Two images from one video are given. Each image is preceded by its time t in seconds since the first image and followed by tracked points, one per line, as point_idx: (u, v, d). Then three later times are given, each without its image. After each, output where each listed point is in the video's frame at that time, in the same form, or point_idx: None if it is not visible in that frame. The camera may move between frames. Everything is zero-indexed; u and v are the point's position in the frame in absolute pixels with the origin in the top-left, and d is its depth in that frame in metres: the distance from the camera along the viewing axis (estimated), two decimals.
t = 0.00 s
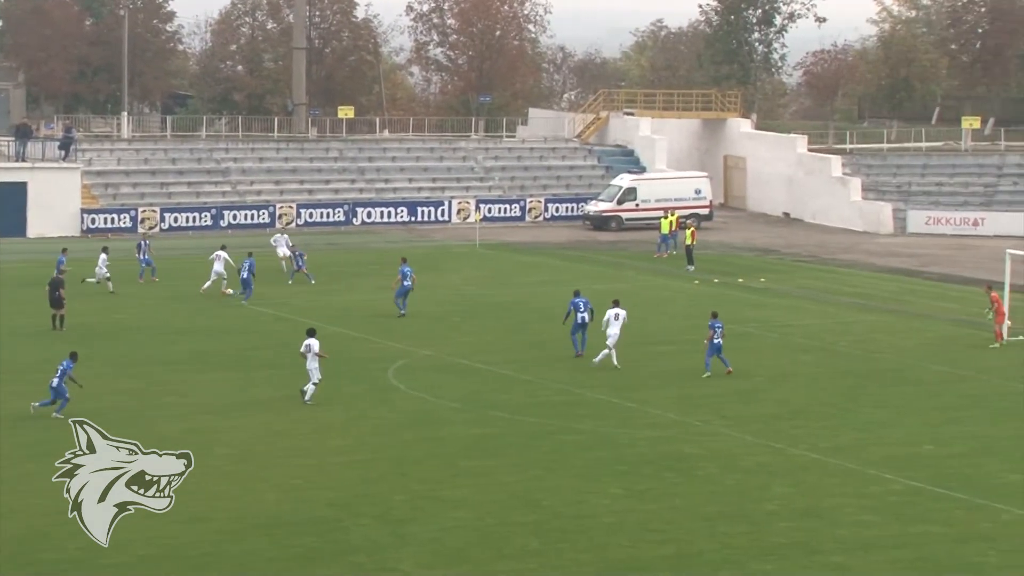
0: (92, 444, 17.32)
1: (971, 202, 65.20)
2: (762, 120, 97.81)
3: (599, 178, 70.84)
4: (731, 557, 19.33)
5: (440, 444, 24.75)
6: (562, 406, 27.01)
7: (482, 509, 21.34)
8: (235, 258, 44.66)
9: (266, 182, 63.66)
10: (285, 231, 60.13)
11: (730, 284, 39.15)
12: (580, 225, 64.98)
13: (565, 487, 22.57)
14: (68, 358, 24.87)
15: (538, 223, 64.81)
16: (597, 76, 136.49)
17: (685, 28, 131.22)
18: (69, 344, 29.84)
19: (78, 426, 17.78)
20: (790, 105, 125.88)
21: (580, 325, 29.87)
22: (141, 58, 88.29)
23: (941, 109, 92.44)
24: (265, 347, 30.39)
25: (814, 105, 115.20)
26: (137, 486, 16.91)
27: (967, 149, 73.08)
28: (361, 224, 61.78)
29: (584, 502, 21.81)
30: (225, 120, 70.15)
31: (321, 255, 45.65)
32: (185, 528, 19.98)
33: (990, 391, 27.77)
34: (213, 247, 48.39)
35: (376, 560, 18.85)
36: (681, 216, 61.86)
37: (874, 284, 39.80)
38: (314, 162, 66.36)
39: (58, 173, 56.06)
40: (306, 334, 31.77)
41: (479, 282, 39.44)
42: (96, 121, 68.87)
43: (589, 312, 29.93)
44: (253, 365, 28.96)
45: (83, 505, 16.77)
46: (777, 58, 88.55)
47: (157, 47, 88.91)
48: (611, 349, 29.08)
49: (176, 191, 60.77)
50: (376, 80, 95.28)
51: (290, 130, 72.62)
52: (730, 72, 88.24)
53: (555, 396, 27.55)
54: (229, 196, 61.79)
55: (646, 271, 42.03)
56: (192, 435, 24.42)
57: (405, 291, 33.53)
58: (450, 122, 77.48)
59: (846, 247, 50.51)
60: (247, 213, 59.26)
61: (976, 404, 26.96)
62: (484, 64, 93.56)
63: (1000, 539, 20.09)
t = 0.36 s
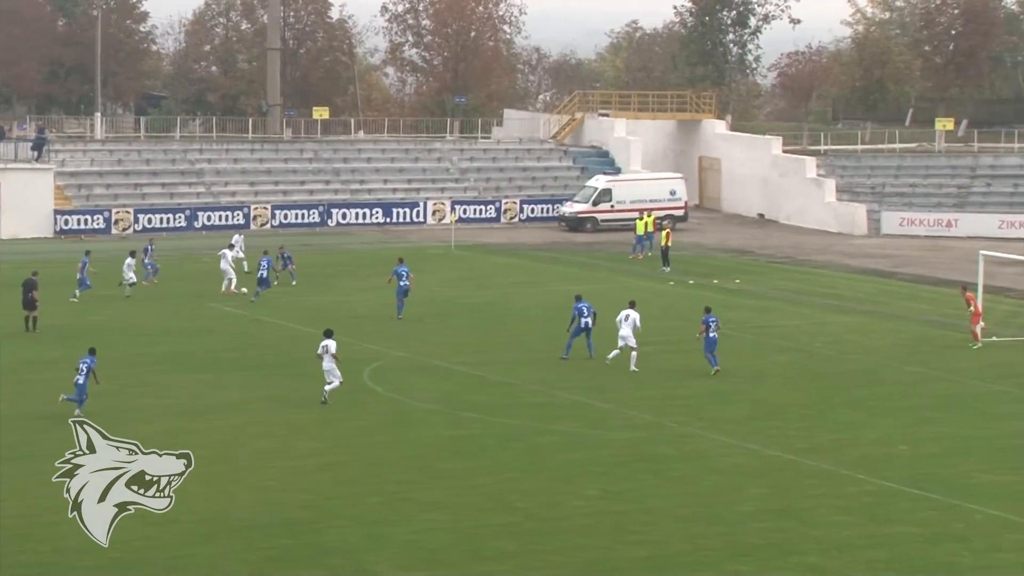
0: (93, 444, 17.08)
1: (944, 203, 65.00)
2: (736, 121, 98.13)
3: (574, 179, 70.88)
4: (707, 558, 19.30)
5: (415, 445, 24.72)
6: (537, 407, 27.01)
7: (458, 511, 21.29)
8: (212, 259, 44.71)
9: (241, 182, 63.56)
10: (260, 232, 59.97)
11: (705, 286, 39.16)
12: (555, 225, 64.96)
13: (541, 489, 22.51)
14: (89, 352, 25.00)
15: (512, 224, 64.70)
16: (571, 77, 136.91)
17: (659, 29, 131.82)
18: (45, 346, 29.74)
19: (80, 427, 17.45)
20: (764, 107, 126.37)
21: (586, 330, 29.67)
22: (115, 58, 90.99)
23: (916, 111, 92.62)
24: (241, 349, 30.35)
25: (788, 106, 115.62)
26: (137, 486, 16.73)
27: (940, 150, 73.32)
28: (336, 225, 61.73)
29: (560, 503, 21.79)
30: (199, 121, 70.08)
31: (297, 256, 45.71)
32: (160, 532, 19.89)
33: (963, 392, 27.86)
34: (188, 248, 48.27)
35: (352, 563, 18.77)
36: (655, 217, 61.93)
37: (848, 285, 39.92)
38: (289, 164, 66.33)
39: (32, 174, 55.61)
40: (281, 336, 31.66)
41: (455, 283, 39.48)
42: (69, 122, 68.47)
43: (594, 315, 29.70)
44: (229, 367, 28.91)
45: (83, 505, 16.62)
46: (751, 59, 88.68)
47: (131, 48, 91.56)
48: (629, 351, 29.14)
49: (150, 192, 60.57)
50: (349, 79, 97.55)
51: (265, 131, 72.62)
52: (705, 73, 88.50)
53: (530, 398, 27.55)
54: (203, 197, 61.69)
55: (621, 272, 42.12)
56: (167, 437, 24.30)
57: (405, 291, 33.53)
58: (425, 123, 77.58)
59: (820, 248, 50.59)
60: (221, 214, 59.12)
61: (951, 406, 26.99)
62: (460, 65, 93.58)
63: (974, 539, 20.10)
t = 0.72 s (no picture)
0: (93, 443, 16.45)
1: (920, 203, 65.31)
2: (712, 122, 98.31)
3: (552, 179, 70.91)
4: (684, 559, 19.29)
5: (390, 445, 24.69)
6: (513, 408, 27.02)
7: (434, 512, 21.26)
8: (187, 260, 44.61)
9: (217, 183, 63.46)
10: (236, 233, 59.83)
11: (681, 287, 39.20)
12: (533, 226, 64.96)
13: (518, 489, 22.50)
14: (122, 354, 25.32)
15: (489, 225, 64.71)
16: (548, 78, 137.09)
17: (636, 30, 132.16)
18: (20, 348, 29.58)
19: (79, 424, 16.90)
20: (740, 108, 126.61)
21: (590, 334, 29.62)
22: (90, 58, 90.93)
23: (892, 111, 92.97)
24: (217, 350, 30.28)
25: (764, 107, 115.91)
26: (137, 486, 16.25)
27: (916, 151, 73.58)
28: (313, 226, 61.65)
29: (537, 504, 21.77)
30: (175, 121, 69.96)
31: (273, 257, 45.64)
32: (136, 535, 19.80)
33: (936, 393, 27.96)
34: (164, 249, 48.13)
35: (328, 564, 18.72)
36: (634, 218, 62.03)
37: (824, 286, 40.02)
38: (265, 164, 66.26)
39: (5, 175, 55.17)
40: (257, 337, 31.64)
41: (431, 284, 39.45)
42: (43, 122, 68.34)
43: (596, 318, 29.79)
44: (205, 368, 28.86)
45: (84, 504, 16.24)
46: (728, 60, 88.70)
47: (106, 48, 91.67)
48: (643, 351, 29.31)
49: (125, 193, 60.39)
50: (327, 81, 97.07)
51: (240, 132, 72.54)
52: (682, 74, 88.66)
53: (505, 399, 27.55)
54: (179, 197, 61.52)
55: (597, 273, 42.14)
56: (142, 438, 24.22)
57: (405, 296, 33.04)
58: (402, 125, 77.61)
59: (797, 249, 50.69)
60: (197, 215, 59.02)
61: (925, 406, 27.09)
62: (436, 65, 93.48)
63: (950, 539, 20.14)
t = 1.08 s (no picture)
0: (92, 443, 16.42)
1: (905, 204, 65.52)
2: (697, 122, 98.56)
3: (537, 180, 70.95)
4: (669, 558, 19.29)
5: (375, 444, 24.70)
6: (498, 407, 27.05)
7: (419, 512, 21.27)
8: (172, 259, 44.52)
9: (202, 183, 63.39)
10: (221, 233, 59.77)
11: (666, 287, 39.24)
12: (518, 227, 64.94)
13: (503, 489, 22.48)
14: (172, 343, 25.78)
15: (475, 225, 64.72)
16: (533, 78, 137.31)
17: (622, 31, 132.49)
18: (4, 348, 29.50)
19: (78, 425, 16.85)
20: (725, 108, 126.79)
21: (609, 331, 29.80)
22: (74, 57, 90.83)
23: (876, 112, 93.16)
24: (203, 350, 30.25)
25: (749, 107, 116.08)
26: (137, 485, 16.30)
27: (901, 151, 73.73)
28: (298, 226, 61.64)
29: (523, 503, 21.79)
30: (159, 121, 69.91)
31: (258, 257, 45.58)
32: (119, 536, 19.77)
33: (920, 392, 28.03)
34: (149, 249, 48.04)
35: (313, 564, 18.71)
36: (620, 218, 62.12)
37: (808, 286, 40.08)
38: (250, 164, 66.20)
39: None
40: (242, 337, 31.62)
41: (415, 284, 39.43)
42: (27, 122, 68.26)
43: (614, 316, 30.09)
44: (191, 368, 28.83)
45: (84, 505, 16.24)
46: (713, 60, 88.81)
47: (90, 48, 91.60)
48: (657, 347, 29.75)
49: (110, 193, 60.28)
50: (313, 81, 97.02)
51: (225, 132, 72.48)
52: (667, 74, 88.84)
53: (489, 399, 27.55)
54: (164, 197, 61.44)
55: (581, 273, 42.18)
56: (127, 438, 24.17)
57: (416, 295, 33.55)
58: (387, 125, 77.57)
59: (782, 249, 50.74)
60: (182, 215, 58.96)
61: (909, 406, 27.15)
62: (421, 65, 93.47)
63: (935, 538, 20.17)
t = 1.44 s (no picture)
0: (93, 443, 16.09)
1: (895, 203, 65.63)
2: (688, 121, 98.77)
3: (528, 179, 70.94)
4: (661, 557, 19.29)
5: (367, 445, 24.67)
6: (490, 407, 27.03)
7: (410, 512, 21.25)
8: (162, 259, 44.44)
9: (193, 182, 63.35)
10: (212, 232, 59.73)
11: (658, 286, 39.26)
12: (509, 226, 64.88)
13: (495, 489, 22.47)
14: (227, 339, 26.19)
15: (466, 224, 64.74)
16: (524, 77, 137.40)
17: (612, 30, 132.66)
18: None
19: (79, 423, 16.50)
20: (716, 107, 126.92)
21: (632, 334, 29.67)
22: (65, 56, 90.76)
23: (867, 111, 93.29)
24: (194, 349, 30.22)
25: (739, 107, 116.20)
26: (137, 486, 16.00)
27: (891, 151, 73.85)
28: (289, 225, 61.55)
29: (515, 503, 21.77)
30: (150, 120, 69.87)
31: (249, 256, 45.50)
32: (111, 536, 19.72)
33: (910, 392, 28.06)
34: (140, 248, 47.94)
35: (305, 564, 18.70)
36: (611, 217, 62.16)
37: (799, 285, 40.12)
38: (241, 163, 66.17)
39: None
40: (233, 337, 31.58)
41: (406, 284, 39.39)
42: (18, 121, 68.23)
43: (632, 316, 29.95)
44: (183, 368, 28.79)
45: (83, 504, 15.99)
46: (704, 60, 88.94)
47: (81, 47, 91.47)
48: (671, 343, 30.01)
49: (100, 192, 60.27)
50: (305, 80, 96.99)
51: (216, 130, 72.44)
52: (658, 73, 88.83)
53: (481, 398, 27.53)
54: (155, 196, 61.39)
55: (573, 272, 42.16)
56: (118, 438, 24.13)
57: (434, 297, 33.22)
58: (378, 124, 77.49)
59: (773, 248, 50.80)
60: (173, 215, 58.94)
61: (900, 404, 27.19)
62: (412, 65, 93.52)
63: (925, 537, 20.20)
